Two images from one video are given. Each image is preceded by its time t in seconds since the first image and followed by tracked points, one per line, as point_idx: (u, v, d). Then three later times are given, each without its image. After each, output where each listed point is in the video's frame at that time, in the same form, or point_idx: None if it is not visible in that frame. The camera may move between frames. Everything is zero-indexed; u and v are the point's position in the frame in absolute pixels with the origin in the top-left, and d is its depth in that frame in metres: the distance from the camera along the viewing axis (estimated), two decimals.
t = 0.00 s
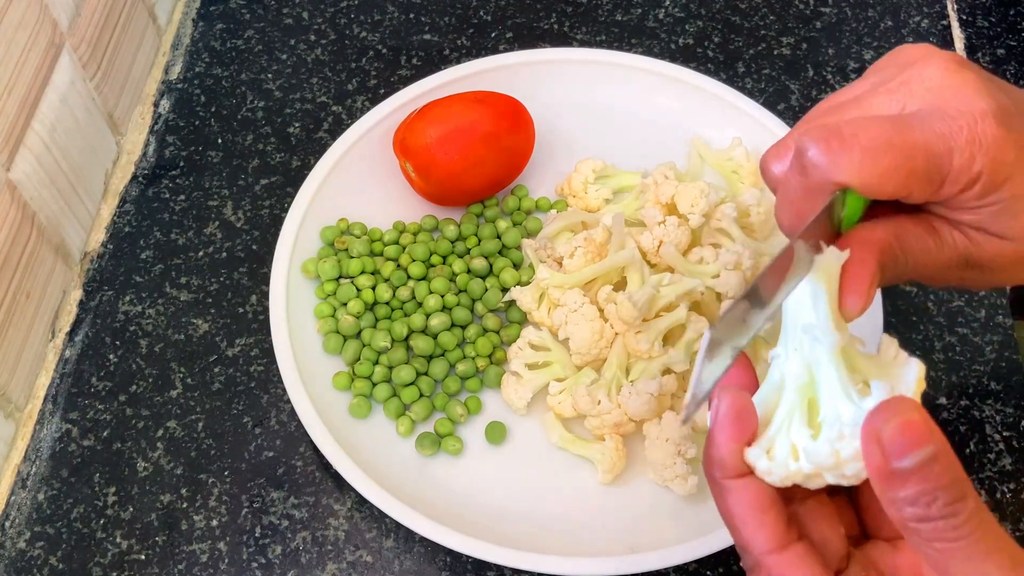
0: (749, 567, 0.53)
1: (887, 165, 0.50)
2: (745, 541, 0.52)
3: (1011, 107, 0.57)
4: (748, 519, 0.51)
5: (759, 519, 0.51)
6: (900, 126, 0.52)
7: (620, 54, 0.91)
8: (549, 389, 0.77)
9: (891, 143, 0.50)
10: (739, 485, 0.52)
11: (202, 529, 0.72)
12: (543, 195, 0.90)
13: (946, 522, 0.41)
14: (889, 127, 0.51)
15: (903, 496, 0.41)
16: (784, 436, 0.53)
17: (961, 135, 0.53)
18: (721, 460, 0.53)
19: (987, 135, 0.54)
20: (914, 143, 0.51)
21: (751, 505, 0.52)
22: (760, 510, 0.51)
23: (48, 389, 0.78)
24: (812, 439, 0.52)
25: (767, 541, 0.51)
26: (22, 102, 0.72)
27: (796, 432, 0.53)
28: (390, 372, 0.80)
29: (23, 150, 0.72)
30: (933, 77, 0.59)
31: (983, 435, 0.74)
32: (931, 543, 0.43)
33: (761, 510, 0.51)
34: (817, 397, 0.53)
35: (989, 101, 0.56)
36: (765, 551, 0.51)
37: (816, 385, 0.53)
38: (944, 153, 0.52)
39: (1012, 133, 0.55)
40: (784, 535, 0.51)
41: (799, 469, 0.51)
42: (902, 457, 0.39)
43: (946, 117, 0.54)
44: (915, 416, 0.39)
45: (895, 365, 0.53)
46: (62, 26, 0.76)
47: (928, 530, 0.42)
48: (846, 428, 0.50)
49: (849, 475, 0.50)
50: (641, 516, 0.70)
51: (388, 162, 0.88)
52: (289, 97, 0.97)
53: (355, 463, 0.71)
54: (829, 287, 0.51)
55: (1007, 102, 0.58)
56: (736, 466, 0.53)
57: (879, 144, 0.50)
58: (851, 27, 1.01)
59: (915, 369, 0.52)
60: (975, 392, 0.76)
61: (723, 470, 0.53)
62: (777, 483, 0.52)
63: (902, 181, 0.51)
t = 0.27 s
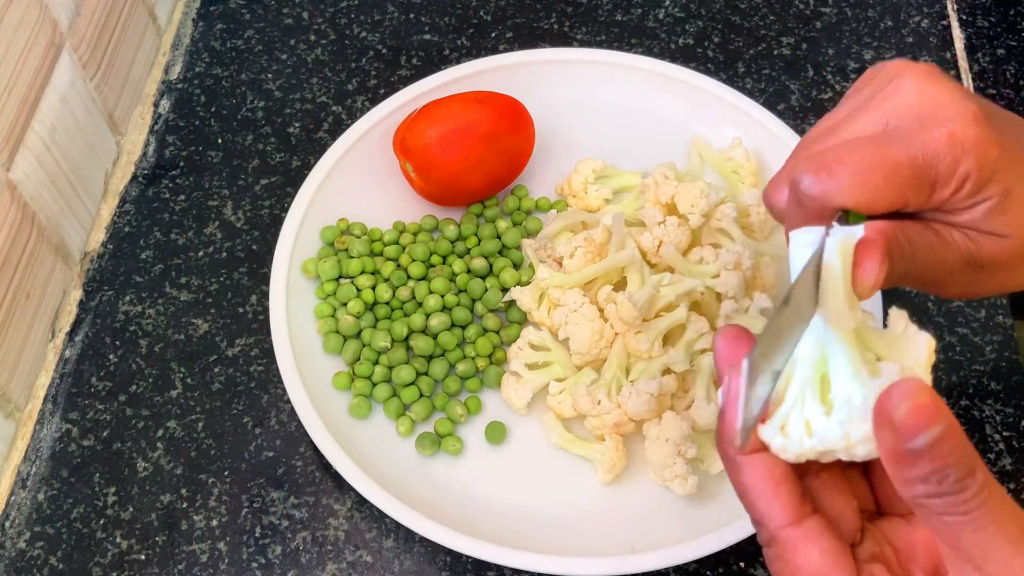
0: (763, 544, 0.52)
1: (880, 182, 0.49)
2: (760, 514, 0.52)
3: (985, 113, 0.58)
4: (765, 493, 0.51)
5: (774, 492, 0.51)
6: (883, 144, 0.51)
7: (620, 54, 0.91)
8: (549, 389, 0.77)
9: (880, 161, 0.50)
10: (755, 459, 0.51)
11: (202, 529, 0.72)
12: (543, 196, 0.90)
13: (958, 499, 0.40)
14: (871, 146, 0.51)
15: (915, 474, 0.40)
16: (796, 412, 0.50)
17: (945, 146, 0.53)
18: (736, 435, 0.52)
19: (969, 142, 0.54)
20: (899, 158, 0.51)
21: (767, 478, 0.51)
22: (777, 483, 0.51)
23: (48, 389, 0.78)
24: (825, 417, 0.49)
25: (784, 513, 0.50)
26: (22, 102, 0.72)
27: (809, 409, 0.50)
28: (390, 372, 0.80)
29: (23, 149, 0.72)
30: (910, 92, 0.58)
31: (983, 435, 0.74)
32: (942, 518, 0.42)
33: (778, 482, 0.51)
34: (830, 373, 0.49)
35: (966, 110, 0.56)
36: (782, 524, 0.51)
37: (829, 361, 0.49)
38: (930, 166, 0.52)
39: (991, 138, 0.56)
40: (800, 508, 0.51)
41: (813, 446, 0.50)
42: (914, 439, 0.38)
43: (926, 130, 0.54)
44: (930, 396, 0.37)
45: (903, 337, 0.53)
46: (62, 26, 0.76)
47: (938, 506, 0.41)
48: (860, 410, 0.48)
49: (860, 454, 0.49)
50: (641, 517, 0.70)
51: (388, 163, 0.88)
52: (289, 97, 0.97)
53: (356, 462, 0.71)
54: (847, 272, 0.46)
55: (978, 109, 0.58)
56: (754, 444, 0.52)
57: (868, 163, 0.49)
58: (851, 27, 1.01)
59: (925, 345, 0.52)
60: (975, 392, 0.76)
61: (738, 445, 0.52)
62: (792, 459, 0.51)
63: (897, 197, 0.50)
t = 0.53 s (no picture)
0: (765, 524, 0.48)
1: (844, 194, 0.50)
2: (764, 492, 0.47)
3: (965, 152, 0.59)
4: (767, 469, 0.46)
5: (784, 468, 0.46)
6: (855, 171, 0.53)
7: (620, 54, 0.92)
8: (549, 389, 0.77)
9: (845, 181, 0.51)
10: (758, 434, 0.47)
11: (202, 529, 0.72)
12: (543, 196, 0.90)
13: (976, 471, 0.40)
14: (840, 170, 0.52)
15: (937, 445, 0.39)
16: (808, 396, 0.46)
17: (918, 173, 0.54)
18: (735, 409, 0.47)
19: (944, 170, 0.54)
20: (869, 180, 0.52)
21: (771, 453, 0.46)
22: (782, 459, 0.46)
23: (48, 389, 0.78)
24: (843, 395, 0.45)
25: (789, 490, 0.46)
26: (22, 102, 0.72)
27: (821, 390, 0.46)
28: (390, 372, 0.80)
29: (23, 149, 0.72)
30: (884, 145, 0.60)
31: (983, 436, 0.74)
32: (956, 497, 0.41)
33: (784, 458, 0.46)
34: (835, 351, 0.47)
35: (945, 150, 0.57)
36: (786, 500, 0.46)
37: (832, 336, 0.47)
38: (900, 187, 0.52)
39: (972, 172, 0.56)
40: (803, 486, 0.46)
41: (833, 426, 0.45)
42: (946, 402, 0.38)
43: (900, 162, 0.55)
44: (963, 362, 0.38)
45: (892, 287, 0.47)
46: (62, 26, 0.76)
47: (954, 478, 0.40)
48: (877, 380, 0.44)
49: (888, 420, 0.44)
50: (642, 518, 0.70)
51: (388, 163, 0.88)
52: (289, 97, 0.97)
53: (355, 462, 0.71)
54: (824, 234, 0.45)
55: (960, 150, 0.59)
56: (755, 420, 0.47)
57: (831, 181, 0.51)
58: (851, 27, 1.01)
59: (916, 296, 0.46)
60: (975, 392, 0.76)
61: (740, 419, 0.47)
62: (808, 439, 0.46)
63: (869, 212, 0.50)
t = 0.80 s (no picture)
0: (764, 516, 0.46)
1: (843, 170, 0.49)
2: (767, 481, 0.45)
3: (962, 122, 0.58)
4: (776, 458, 0.44)
5: (790, 461, 0.44)
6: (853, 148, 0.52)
7: (620, 54, 0.91)
8: (549, 389, 0.77)
9: (841, 159, 0.50)
10: (765, 422, 0.45)
11: (202, 529, 0.72)
12: (543, 196, 0.90)
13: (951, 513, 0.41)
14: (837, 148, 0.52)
15: (914, 488, 0.41)
16: (813, 390, 0.46)
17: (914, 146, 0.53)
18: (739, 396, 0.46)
19: (938, 140, 0.54)
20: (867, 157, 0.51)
21: (780, 442, 0.44)
22: (790, 450, 0.44)
23: (48, 389, 0.78)
24: (846, 390, 0.44)
25: (796, 484, 0.44)
26: (22, 102, 0.72)
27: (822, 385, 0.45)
28: (390, 372, 0.80)
29: (23, 150, 0.72)
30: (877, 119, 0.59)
31: (983, 436, 0.74)
32: (931, 539, 0.43)
33: (792, 450, 0.44)
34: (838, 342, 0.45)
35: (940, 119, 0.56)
36: (792, 495, 0.44)
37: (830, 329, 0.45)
38: (898, 162, 0.52)
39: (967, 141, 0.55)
40: (810, 480, 0.45)
41: (838, 421, 0.45)
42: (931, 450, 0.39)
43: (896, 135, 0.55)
44: (947, 413, 0.39)
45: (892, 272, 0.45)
46: (62, 27, 0.76)
47: (928, 518, 0.42)
48: (880, 378, 0.42)
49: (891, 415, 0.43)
50: (642, 518, 0.70)
51: (388, 163, 0.88)
52: (289, 97, 0.97)
53: (356, 463, 0.71)
54: (815, 234, 0.42)
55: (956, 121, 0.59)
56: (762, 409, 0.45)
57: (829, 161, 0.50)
58: (851, 27, 1.01)
59: (919, 282, 0.44)
60: (975, 392, 0.76)
61: (744, 406, 0.46)
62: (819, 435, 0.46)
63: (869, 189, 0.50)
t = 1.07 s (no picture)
0: (794, 498, 0.46)
1: (857, 186, 0.50)
2: (810, 467, 0.45)
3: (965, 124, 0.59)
4: (829, 447, 0.44)
5: (841, 454, 0.44)
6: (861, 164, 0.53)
7: (619, 54, 0.91)
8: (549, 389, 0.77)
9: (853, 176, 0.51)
10: (827, 409, 0.44)
11: (202, 529, 0.72)
12: (543, 196, 0.90)
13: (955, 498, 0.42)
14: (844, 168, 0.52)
15: (923, 470, 0.41)
16: (869, 390, 0.44)
17: (921, 154, 0.54)
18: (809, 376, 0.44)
19: (945, 146, 0.54)
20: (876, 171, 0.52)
21: (837, 434, 0.43)
22: (844, 443, 0.44)
23: (48, 389, 0.78)
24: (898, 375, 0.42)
25: (841, 478, 0.44)
26: (22, 102, 0.72)
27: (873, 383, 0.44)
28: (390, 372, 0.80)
29: (23, 150, 0.72)
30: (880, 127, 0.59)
31: (983, 436, 0.74)
32: (934, 525, 0.43)
33: (845, 444, 0.44)
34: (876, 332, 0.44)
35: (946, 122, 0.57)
36: (833, 486, 0.44)
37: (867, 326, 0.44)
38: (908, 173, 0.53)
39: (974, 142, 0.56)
40: (852, 475, 0.44)
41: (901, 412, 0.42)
42: (948, 430, 0.40)
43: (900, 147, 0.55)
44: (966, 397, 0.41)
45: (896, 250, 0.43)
46: (62, 27, 0.76)
47: (934, 503, 0.42)
48: (923, 348, 0.40)
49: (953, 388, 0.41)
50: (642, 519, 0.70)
51: (388, 163, 0.88)
52: (289, 97, 0.97)
53: (356, 463, 0.71)
54: (810, 240, 0.44)
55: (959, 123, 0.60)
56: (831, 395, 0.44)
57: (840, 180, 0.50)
58: (851, 27, 1.01)
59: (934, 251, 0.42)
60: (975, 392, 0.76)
61: (812, 387, 0.44)
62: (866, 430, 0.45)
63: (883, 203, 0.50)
